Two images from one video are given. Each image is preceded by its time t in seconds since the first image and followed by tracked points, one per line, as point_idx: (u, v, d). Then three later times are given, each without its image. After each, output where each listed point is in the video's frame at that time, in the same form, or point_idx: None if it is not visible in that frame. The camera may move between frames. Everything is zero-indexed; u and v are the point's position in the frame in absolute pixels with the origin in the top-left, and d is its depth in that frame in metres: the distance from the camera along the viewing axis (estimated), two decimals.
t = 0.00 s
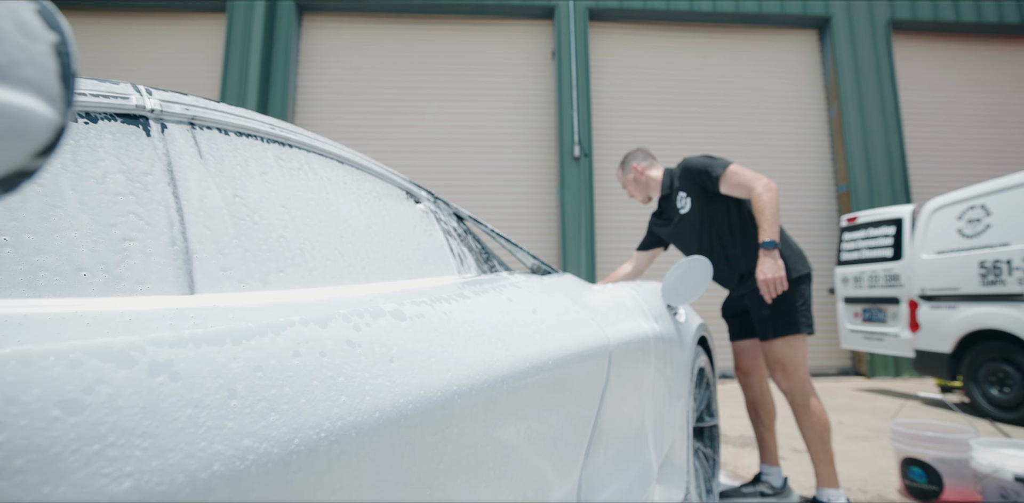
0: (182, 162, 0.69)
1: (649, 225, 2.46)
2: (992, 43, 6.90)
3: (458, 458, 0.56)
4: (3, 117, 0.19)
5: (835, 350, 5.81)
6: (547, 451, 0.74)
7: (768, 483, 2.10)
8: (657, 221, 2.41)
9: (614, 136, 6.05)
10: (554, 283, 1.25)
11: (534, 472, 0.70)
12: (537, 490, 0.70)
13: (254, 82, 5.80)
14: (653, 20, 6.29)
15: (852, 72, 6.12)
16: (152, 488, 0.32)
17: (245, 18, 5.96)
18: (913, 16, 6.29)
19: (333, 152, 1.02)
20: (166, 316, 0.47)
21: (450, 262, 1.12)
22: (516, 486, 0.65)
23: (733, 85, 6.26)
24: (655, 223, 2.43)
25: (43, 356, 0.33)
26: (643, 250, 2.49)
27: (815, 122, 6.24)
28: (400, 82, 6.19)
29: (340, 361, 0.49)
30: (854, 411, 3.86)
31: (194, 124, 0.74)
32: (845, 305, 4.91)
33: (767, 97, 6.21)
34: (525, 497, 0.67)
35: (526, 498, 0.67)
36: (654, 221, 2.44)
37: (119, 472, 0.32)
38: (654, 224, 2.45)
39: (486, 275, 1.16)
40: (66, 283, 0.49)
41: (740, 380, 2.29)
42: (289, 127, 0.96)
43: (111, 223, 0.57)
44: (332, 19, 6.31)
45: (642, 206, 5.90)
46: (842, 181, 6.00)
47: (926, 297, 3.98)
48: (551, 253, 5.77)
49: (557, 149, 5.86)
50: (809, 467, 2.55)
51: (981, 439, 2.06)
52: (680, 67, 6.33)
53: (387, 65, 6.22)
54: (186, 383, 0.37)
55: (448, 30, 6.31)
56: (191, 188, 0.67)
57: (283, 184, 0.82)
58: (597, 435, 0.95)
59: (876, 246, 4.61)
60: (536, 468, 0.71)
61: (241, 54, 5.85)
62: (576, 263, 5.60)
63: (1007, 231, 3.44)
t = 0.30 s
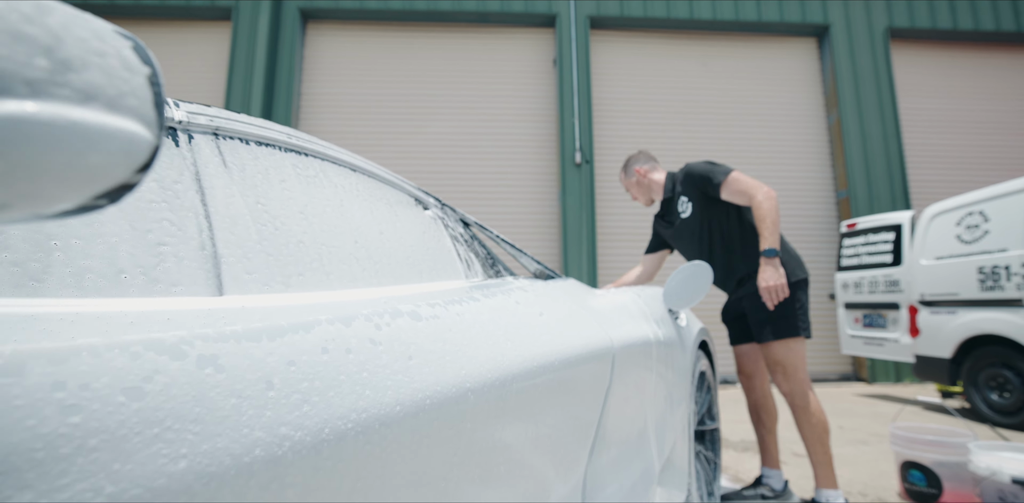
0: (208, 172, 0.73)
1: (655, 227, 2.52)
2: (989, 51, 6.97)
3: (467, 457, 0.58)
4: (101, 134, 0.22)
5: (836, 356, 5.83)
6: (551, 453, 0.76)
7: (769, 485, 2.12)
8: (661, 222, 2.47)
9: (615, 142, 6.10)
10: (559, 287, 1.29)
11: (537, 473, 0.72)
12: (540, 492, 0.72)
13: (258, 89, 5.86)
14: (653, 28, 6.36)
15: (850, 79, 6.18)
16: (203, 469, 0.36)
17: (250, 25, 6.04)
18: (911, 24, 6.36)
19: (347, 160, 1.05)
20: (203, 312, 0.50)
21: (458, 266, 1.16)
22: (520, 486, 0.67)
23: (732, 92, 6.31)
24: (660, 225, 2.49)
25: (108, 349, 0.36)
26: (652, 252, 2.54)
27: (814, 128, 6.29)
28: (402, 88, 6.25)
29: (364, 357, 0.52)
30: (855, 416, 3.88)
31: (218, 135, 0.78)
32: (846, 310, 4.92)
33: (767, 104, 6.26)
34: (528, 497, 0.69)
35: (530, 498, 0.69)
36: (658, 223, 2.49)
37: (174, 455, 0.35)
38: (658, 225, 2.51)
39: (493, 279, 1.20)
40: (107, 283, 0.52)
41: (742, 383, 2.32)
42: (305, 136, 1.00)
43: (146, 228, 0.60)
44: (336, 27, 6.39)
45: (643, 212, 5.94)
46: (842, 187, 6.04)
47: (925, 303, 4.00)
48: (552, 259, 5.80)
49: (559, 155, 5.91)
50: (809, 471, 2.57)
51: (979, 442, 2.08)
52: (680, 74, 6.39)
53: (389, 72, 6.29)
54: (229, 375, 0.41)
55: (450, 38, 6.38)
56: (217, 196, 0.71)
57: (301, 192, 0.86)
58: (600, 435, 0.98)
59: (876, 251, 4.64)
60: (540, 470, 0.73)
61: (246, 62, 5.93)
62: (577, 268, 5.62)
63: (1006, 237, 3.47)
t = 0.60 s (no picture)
0: (231, 180, 0.77)
1: (659, 229, 2.56)
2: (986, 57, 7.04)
3: (471, 455, 0.60)
4: (182, 153, 0.25)
5: (836, 360, 5.85)
6: (552, 454, 0.78)
7: (769, 487, 2.15)
8: (663, 224, 2.52)
9: (615, 147, 6.15)
10: (562, 290, 1.32)
11: (538, 474, 0.73)
12: (541, 492, 0.74)
13: (262, 94, 5.92)
14: (653, 34, 6.42)
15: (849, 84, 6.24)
16: (245, 452, 0.39)
17: (255, 31, 6.11)
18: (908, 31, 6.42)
19: (359, 168, 1.09)
20: (234, 309, 0.54)
21: (465, 270, 1.19)
22: (521, 485, 0.69)
23: (732, 97, 6.36)
24: (663, 228, 2.53)
25: (161, 343, 0.39)
26: (657, 254, 2.58)
27: (813, 133, 6.34)
28: (405, 94, 6.31)
29: (385, 355, 0.56)
30: (855, 420, 3.90)
31: (239, 144, 0.82)
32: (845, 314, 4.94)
33: (766, 110, 6.31)
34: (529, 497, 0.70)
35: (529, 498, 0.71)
36: (662, 226, 2.54)
37: (220, 440, 0.38)
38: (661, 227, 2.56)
39: (498, 282, 1.23)
40: (145, 284, 0.55)
41: (743, 386, 2.35)
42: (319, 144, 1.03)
43: (178, 233, 0.64)
44: (338, 33, 6.46)
45: (644, 216, 5.98)
46: (842, 191, 6.08)
47: (925, 307, 4.03)
48: (553, 263, 5.84)
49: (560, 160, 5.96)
50: (809, 473, 2.60)
51: (977, 444, 2.10)
52: (679, 80, 6.45)
53: (392, 77, 6.35)
54: (265, 368, 0.44)
55: (452, 44, 6.45)
56: (240, 203, 0.75)
57: (317, 199, 0.89)
58: (602, 434, 1.01)
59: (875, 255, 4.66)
60: (541, 470, 0.74)
61: (250, 67, 5.99)
62: (578, 271, 5.65)
63: (1004, 241, 3.50)
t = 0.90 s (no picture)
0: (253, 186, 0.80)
1: (660, 232, 2.61)
2: (983, 61, 7.09)
3: (475, 452, 0.62)
4: (245, 168, 0.29)
5: (836, 362, 5.87)
6: (553, 452, 0.80)
7: (768, 486, 2.18)
8: (664, 227, 2.57)
9: (616, 151, 6.20)
10: (566, 292, 1.36)
11: (538, 471, 0.75)
12: (540, 489, 0.75)
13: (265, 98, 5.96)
14: (653, 39, 6.48)
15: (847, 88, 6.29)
16: (282, 439, 0.43)
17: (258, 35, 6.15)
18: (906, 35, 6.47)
19: (369, 173, 1.12)
20: (261, 306, 0.58)
21: (470, 271, 1.23)
22: (521, 484, 0.71)
23: (732, 101, 6.41)
24: (664, 230, 2.58)
25: (206, 337, 0.43)
26: (658, 254, 2.61)
27: (812, 137, 6.38)
28: (406, 98, 6.35)
29: (403, 352, 0.59)
30: (854, 421, 3.93)
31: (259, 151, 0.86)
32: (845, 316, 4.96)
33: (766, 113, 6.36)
34: (528, 495, 0.72)
35: (528, 497, 0.72)
36: (663, 229, 2.59)
37: (258, 427, 0.42)
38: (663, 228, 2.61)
39: (503, 284, 1.26)
40: (177, 284, 0.59)
41: (744, 386, 2.38)
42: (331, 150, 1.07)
43: (206, 237, 0.67)
44: (341, 37, 6.51)
45: (644, 219, 6.02)
46: (841, 194, 6.11)
47: (923, 309, 4.07)
48: (554, 266, 5.87)
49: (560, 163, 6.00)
50: (808, 473, 2.63)
51: (973, 444, 2.13)
52: (679, 84, 6.50)
53: (394, 81, 6.39)
54: (298, 362, 0.48)
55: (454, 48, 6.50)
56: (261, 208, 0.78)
57: (331, 203, 0.93)
58: (604, 431, 1.04)
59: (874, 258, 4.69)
60: (541, 468, 0.76)
61: (253, 71, 6.03)
62: (579, 274, 5.69)
63: (1001, 244, 3.54)
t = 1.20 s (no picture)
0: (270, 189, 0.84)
1: (660, 234, 2.64)
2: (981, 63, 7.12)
3: (479, 447, 0.65)
4: (288, 178, 0.32)
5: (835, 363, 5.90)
6: (553, 449, 0.82)
7: (766, 484, 2.21)
8: (663, 229, 2.60)
9: (615, 152, 6.23)
10: (568, 293, 1.39)
11: (538, 467, 0.78)
12: (540, 485, 0.78)
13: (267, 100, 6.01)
14: (652, 41, 6.53)
15: (845, 90, 6.33)
16: (309, 426, 0.46)
17: (260, 38, 6.20)
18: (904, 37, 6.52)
19: (377, 176, 1.15)
20: (283, 303, 0.61)
21: (475, 272, 1.26)
22: (522, 480, 0.73)
23: (731, 102, 6.45)
24: (663, 232, 2.61)
25: (239, 331, 0.46)
26: (658, 256, 2.65)
27: (811, 139, 6.42)
28: (407, 100, 6.39)
29: (417, 347, 0.63)
30: (853, 421, 3.96)
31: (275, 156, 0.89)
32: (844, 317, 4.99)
33: (765, 115, 6.39)
34: (528, 491, 0.74)
35: (528, 493, 0.74)
36: (662, 231, 2.62)
37: (286, 415, 0.45)
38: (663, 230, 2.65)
39: (507, 284, 1.30)
40: (202, 283, 0.62)
41: (743, 385, 2.41)
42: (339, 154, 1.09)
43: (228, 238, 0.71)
44: (342, 40, 6.55)
45: (643, 221, 6.06)
46: (840, 196, 6.15)
47: (920, 309, 4.10)
48: (554, 267, 5.91)
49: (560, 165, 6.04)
50: (807, 472, 2.66)
51: (968, 441, 2.16)
52: (678, 86, 6.55)
53: (395, 83, 6.43)
54: (322, 356, 0.51)
55: (454, 51, 6.54)
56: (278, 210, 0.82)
57: (342, 206, 0.96)
58: (605, 428, 1.07)
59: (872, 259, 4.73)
60: (541, 464, 0.79)
61: (255, 73, 6.08)
62: (579, 274, 5.72)
63: (998, 245, 3.57)
